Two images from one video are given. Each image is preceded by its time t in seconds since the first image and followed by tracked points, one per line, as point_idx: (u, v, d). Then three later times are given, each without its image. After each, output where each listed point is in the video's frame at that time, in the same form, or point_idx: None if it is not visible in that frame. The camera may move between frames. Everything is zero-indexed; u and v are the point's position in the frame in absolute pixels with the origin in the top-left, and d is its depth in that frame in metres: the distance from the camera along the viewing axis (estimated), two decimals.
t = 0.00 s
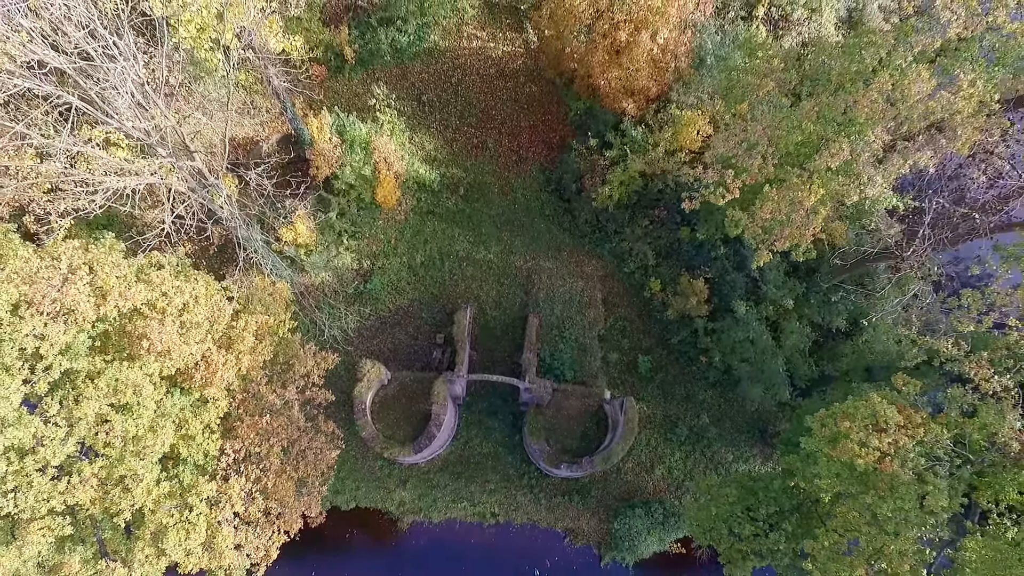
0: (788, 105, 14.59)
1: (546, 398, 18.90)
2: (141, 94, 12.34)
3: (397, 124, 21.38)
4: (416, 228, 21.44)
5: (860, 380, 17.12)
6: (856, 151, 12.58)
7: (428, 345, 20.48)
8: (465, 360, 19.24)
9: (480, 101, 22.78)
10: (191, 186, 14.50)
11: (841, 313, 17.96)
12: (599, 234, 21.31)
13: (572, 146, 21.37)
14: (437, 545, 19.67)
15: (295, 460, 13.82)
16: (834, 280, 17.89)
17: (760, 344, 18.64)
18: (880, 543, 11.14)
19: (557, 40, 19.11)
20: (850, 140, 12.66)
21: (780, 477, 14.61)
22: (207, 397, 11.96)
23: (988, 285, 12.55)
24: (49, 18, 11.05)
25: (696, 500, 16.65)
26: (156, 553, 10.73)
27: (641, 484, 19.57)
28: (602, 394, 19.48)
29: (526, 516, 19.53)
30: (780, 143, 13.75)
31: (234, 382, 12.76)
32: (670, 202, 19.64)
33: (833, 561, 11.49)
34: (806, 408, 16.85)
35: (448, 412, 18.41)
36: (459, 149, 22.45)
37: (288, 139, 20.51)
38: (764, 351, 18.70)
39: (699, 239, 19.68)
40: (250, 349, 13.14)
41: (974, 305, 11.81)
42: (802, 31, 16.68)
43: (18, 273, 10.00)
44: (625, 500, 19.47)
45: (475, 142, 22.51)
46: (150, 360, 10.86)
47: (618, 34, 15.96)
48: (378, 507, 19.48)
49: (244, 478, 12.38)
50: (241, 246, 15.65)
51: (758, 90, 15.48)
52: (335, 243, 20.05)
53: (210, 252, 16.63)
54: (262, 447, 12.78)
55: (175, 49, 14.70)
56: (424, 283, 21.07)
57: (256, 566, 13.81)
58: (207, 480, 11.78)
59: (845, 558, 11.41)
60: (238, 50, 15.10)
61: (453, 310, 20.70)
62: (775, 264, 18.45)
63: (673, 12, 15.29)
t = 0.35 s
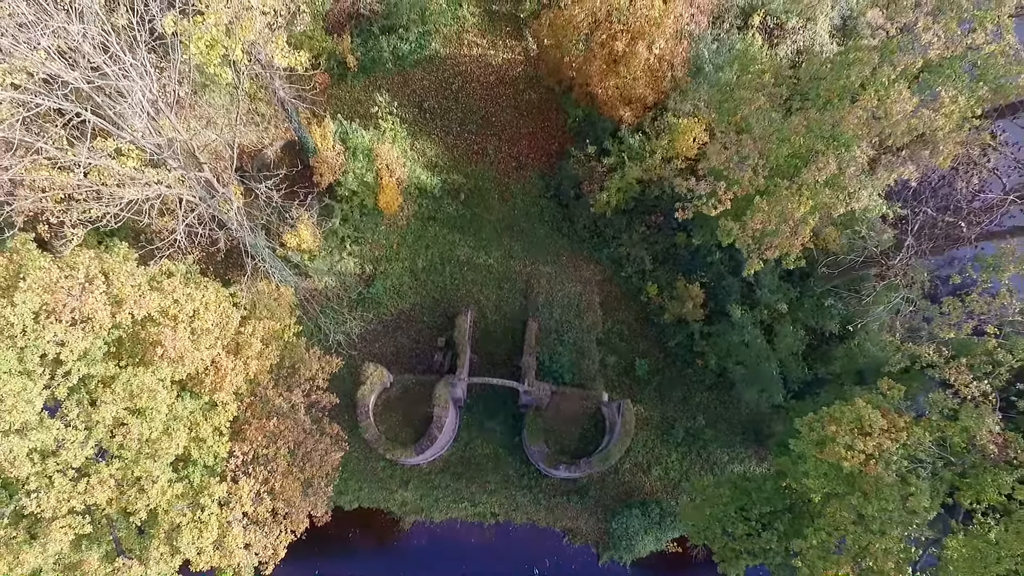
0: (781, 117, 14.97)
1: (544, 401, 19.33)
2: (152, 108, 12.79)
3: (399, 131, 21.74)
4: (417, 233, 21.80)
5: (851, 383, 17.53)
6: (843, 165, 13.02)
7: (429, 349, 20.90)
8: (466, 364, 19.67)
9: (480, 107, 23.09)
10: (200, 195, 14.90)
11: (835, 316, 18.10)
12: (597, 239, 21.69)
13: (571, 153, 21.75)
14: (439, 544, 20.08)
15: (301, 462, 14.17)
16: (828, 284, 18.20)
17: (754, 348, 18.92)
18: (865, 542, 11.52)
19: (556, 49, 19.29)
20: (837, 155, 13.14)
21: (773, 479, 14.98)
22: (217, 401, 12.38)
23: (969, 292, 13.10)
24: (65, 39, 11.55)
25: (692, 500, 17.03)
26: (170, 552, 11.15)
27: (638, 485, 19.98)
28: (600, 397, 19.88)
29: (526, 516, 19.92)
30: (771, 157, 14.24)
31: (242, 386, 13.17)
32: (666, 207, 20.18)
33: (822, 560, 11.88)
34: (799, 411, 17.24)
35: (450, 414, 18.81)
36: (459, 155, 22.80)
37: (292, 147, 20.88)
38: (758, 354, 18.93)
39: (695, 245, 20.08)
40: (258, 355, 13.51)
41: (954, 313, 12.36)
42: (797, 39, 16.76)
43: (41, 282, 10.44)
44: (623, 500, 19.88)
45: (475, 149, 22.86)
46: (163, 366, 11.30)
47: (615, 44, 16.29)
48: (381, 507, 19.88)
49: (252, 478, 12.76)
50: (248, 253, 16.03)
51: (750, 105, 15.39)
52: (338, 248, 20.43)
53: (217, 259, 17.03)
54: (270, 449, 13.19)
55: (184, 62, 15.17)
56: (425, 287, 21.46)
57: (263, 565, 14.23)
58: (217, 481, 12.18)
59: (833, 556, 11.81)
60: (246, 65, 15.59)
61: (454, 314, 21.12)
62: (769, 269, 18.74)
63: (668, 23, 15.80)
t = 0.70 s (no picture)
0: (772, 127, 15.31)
1: (542, 404, 19.75)
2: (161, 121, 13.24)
3: (399, 139, 22.12)
4: (417, 239, 22.18)
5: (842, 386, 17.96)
6: (827, 179, 13.59)
7: (429, 353, 21.32)
8: (466, 368, 20.09)
9: (480, 114, 23.40)
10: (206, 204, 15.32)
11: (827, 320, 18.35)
12: (594, 245, 22.05)
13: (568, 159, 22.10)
14: (440, 544, 20.47)
15: (306, 464, 14.56)
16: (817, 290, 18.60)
17: (747, 352, 19.34)
18: (849, 542, 11.96)
19: (554, 57, 19.47)
20: (824, 167, 13.57)
21: (764, 480, 15.39)
22: (224, 406, 12.79)
23: (949, 301, 13.66)
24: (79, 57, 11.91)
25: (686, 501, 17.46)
26: (181, 552, 11.59)
27: (634, 486, 20.39)
28: (597, 400, 20.27)
29: (524, 516, 20.34)
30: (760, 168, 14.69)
31: (248, 391, 13.57)
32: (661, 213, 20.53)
33: (809, 559, 12.31)
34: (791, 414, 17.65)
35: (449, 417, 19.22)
36: (459, 162, 23.15)
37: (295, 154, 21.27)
38: (752, 357, 19.33)
39: (690, 250, 20.42)
40: (263, 361, 13.88)
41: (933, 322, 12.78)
42: (790, 47, 17.19)
43: (59, 292, 10.93)
44: (619, 500, 20.30)
45: (474, 155, 23.20)
46: (173, 372, 11.73)
47: (611, 55, 16.55)
48: (382, 508, 20.30)
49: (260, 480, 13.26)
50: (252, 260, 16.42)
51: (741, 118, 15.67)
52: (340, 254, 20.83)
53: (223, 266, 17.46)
54: (276, 451, 13.63)
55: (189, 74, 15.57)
56: (426, 292, 21.85)
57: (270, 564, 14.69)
58: (225, 483, 12.61)
59: (819, 555, 12.24)
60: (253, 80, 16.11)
61: (454, 319, 21.53)
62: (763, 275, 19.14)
63: (663, 35, 16.22)
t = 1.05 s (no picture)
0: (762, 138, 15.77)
1: (539, 407, 20.17)
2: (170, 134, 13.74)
3: (399, 146, 22.49)
4: (417, 244, 22.53)
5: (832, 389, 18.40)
6: (814, 191, 14.02)
7: (429, 356, 21.74)
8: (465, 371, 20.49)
9: (479, 121, 23.72)
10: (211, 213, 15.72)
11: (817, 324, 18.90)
12: (591, 250, 22.40)
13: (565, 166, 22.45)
14: (439, 544, 20.88)
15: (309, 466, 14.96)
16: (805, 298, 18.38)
17: (740, 356, 19.72)
18: (833, 541, 12.40)
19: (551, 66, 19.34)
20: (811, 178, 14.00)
21: (755, 482, 15.78)
22: (231, 410, 13.22)
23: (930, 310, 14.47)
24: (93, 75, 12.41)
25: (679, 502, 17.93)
26: (190, 551, 12.02)
27: (630, 487, 20.82)
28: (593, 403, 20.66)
29: (522, 517, 20.75)
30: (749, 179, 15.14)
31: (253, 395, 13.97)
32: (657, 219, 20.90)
33: (795, 558, 12.73)
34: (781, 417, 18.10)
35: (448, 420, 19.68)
36: (458, 168, 23.49)
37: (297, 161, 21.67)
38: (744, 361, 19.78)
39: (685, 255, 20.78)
40: (266, 366, 14.21)
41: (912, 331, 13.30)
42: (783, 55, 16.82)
43: (71, 301, 11.36)
44: (615, 501, 20.72)
45: (473, 161, 23.55)
46: (182, 378, 12.16)
47: (607, 64, 16.66)
48: (382, 508, 20.70)
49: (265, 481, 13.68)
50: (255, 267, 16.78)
51: (732, 128, 16.23)
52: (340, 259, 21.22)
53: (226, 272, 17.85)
54: (280, 453, 14.01)
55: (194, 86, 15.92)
56: (425, 296, 22.24)
57: (275, 563, 15.15)
58: (231, 485, 13.04)
59: (805, 554, 12.68)
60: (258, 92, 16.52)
61: (453, 323, 21.95)
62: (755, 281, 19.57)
63: (658, 45, 16.20)
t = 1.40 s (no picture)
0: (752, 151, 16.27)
1: (537, 410, 20.59)
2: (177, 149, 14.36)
3: (399, 154, 22.90)
4: (417, 250, 22.95)
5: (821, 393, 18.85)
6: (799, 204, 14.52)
7: (429, 360, 22.20)
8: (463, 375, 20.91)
9: (477, 129, 24.10)
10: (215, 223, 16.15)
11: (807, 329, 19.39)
12: (587, 255, 22.77)
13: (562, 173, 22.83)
14: (438, 544, 21.32)
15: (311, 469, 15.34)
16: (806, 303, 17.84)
17: (732, 360, 20.23)
18: (818, 542, 12.83)
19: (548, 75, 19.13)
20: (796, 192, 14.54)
21: (746, 484, 16.19)
22: (236, 415, 13.64)
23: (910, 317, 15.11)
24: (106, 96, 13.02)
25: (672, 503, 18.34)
26: (197, 553, 12.45)
27: (625, 489, 21.25)
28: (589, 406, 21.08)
29: (520, 518, 21.17)
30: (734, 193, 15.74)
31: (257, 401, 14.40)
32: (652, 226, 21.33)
33: (782, 558, 13.14)
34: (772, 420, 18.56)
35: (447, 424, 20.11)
36: (457, 175, 23.90)
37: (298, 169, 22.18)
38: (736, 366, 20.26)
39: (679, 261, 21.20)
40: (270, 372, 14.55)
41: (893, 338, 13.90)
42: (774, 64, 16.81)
43: (84, 312, 12.04)
44: (611, 502, 21.15)
45: (472, 169, 23.96)
46: (189, 385, 12.63)
47: (603, 74, 16.88)
48: (383, 510, 21.13)
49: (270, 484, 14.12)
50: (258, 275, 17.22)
51: (723, 141, 16.78)
52: (341, 265, 21.65)
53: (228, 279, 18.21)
54: (283, 457, 14.44)
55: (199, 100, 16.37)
56: (425, 302, 22.66)
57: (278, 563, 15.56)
58: (236, 488, 13.50)
59: (792, 555, 13.08)
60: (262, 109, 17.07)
61: (452, 327, 22.38)
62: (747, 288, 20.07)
63: (651, 56, 16.70)
